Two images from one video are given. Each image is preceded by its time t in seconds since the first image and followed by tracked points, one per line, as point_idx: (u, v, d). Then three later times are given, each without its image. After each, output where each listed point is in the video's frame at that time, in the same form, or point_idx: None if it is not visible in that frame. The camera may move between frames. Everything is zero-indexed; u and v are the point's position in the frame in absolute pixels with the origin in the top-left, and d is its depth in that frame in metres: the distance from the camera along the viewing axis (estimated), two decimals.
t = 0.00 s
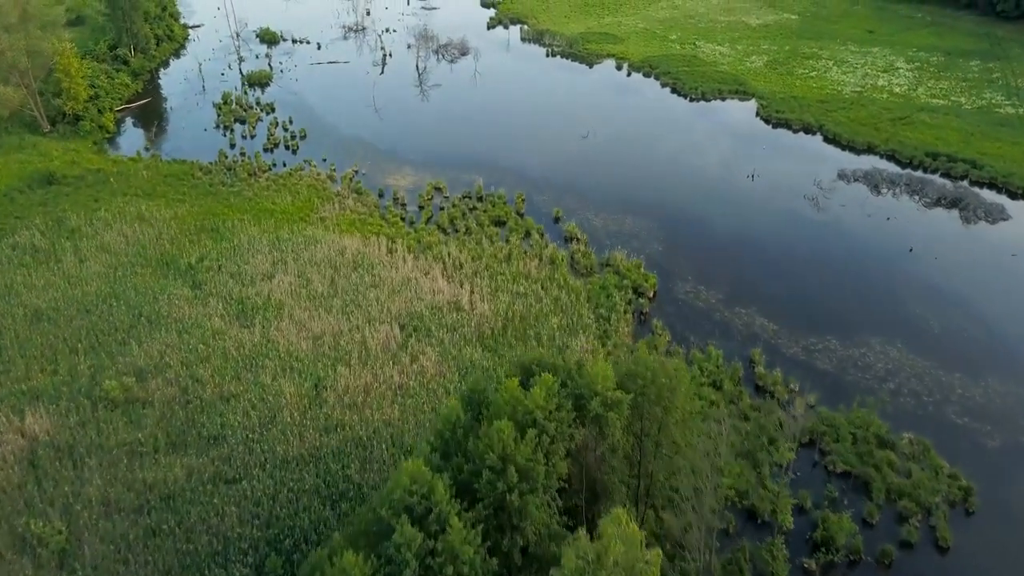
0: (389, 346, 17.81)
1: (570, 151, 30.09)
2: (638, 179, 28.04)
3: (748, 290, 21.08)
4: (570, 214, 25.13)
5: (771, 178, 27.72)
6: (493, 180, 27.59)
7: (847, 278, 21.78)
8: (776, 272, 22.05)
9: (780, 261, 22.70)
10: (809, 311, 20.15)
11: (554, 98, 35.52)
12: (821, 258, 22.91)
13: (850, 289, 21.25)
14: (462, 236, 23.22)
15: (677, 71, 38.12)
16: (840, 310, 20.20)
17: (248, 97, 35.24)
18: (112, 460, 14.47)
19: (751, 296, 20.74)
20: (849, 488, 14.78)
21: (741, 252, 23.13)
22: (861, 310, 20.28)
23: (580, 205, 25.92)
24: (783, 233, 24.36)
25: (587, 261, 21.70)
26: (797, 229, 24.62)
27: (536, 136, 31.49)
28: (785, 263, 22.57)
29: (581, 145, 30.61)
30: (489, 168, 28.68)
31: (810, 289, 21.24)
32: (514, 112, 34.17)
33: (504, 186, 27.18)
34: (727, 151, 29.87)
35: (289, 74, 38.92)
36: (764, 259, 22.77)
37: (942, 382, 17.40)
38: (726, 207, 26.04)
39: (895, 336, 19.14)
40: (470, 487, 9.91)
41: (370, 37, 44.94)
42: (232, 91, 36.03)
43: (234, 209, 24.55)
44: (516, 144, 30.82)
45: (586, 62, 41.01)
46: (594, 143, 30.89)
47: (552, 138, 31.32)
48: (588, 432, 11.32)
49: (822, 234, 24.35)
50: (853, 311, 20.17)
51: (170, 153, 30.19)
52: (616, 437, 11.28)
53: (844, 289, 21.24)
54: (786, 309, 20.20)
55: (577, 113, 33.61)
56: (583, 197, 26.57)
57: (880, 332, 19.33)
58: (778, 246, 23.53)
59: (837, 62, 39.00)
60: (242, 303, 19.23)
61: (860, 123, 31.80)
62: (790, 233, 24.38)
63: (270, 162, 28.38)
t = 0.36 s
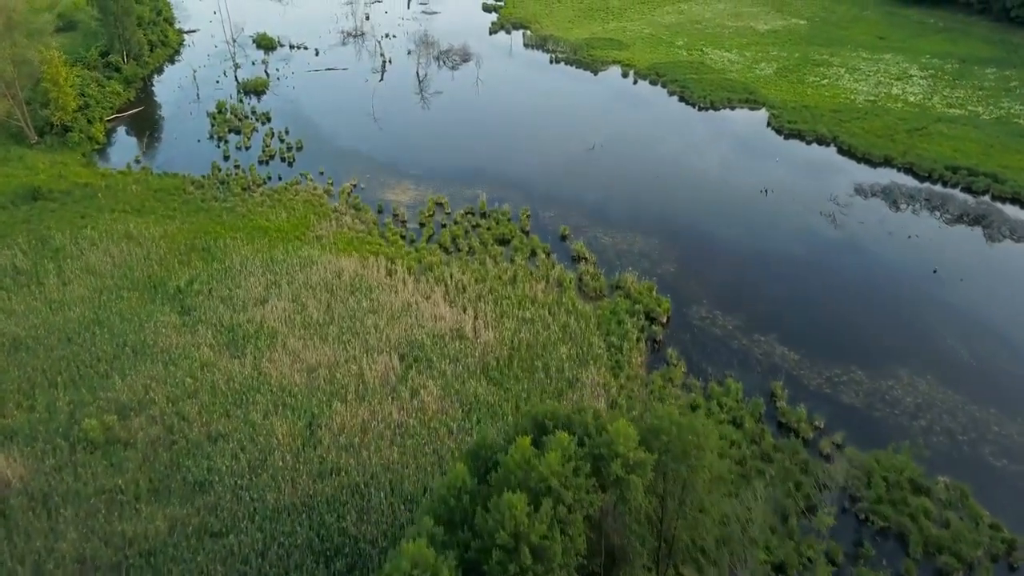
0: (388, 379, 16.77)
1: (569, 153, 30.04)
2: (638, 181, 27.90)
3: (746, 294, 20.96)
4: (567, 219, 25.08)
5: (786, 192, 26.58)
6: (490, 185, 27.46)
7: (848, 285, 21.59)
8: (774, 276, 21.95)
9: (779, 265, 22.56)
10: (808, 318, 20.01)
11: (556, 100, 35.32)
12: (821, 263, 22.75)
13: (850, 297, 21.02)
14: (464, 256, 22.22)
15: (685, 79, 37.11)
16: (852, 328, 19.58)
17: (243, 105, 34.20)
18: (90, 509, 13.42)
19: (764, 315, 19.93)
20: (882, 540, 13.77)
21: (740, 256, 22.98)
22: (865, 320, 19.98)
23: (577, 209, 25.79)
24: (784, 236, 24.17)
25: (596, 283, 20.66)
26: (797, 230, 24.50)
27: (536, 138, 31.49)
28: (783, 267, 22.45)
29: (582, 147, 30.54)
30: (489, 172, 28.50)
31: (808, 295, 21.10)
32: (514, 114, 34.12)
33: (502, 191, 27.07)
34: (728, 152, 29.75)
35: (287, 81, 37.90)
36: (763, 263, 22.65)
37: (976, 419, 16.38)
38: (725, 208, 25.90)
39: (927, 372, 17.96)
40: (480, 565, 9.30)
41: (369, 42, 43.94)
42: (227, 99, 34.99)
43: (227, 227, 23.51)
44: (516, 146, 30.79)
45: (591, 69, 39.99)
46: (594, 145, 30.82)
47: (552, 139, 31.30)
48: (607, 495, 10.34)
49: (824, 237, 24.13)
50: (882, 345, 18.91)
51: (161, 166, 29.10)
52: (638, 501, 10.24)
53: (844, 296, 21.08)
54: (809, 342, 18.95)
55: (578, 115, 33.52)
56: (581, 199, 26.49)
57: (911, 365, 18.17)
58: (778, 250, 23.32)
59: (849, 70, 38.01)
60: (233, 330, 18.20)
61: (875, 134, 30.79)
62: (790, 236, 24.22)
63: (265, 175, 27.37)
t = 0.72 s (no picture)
0: (387, 415, 15.79)
1: (569, 151, 29.95)
2: (638, 180, 27.71)
3: (744, 294, 20.91)
4: (566, 216, 24.94)
5: (800, 208, 25.65)
6: (490, 184, 27.32)
7: (848, 289, 21.47)
8: (773, 278, 21.87)
9: (779, 266, 22.48)
10: (807, 322, 19.88)
11: (557, 102, 35.20)
12: (820, 264, 22.64)
13: (850, 302, 20.89)
14: (467, 276, 21.25)
15: (693, 87, 36.15)
16: (859, 343, 19.15)
17: (239, 114, 33.21)
18: (65, 565, 12.41)
19: (782, 341, 18.96)
20: None
21: (739, 257, 22.90)
22: (866, 328, 19.80)
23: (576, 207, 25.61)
24: (783, 237, 24.04)
25: (606, 306, 19.67)
26: (796, 231, 24.41)
27: (536, 137, 31.37)
28: (782, 269, 22.37)
29: (582, 146, 30.39)
30: (488, 173, 28.17)
31: (807, 297, 21.03)
32: (514, 115, 33.96)
33: (501, 189, 26.91)
34: (729, 154, 29.61)
35: (284, 88, 36.93)
36: (761, 264, 22.60)
37: (1012, 458, 15.42)
38: (725, 208, 25.81)
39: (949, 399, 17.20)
40: None
41: (368, 48, 43.00)
42: (222, 108, 34.02)
43: (218, 245, 22.54)
44: (516, 144, 30.65)
45: (595, 76, 39.03)
46: (598, 151, 30.10)
47: (552, 138, 31.16)
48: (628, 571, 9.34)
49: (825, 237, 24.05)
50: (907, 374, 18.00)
51: (151, 179, 27.99)
52: None
53: (844, 300, 20.95)
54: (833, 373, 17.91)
55: (578, 116, 33.44)
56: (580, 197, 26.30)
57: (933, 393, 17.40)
58: (778, 252, 23.23)
59: (861, 77, 37.06)
60: (224, 360, 17.23)
61: (890, 145, 29.85)
62: (790, 237, 24.12)
63: (260, 189, 26.36)
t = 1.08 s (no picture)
0: (387, 462, 14.67)
1: (569, 153, 29.82)
2: (639, 183, 27.55)
3: (743, 299, 20.90)
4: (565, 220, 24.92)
5: (819, 228, 24.54)
6: (489, 187, 27.16)
7: (847, 293, 21.39)
8: (773, 282, 21.86)
9: (779, 270, 22.47)
10: (808, 329, 19.85)
11: (558, 104, 35.10)
12: (821, 268, 22.58)
13: (848, 307, 20.85)
14: (471, 302, 20.14)
15: (702, 96, 35.04)
16: (863, 351, 19.01)
17: (233, 126, 32.07)
18: None
19: (806, 376, 17.85)
20: None
21: (738, 260, 22.90)
22: (869, 334, 19.68)
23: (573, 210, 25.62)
24: (783, 241, 23.89)
25: (619, 337, 18.53)
26: (797, 233, 24.31)
27: (536, 137, 31.47)
28: (783, 273, 22.34)
29: (581, 146, 30.34)
30: (489, 177, 27.90)
31: (807, 303, 20.98)
32: (514, 117, 34.01)
33: (500, 193, 26.67)
34: (729, 157, 29.46)
35: (280, 97, 35.82)
36: (760, 267, 22.57)
37: None
38: (725, 210, 25.73)
39: (958, 413, 16.90)
40: None
41: (368, 54, 41.93)
42: (216, 118, 32.90)
43: (209, 268, 21.43)
44: (516, 145, 30.84)
45: (601, 84, 37.91)
46: (606, 163, 29.05)
47: (552, 138, 31.22)
48: None
49: (826, 240, 23.91)
50: (917, 390, 17.54)
51: (139, 194, 26.79)
52: None
53: (845, 305, 20.95)
54: (863, 411, 16.77)
55: (579, 117, 33.43)
56: (580, 200, 26.21)
57: (940, 405, 17.16)
58: (788, 266, 22.58)
59: (875, 86, 35.98)
60: (212, 400, 16.10)
61: (910, 158, 28.75)
62: (791, 240, 24.01)
63: (254, 206, 25.23)
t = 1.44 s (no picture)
0: (386, 517, 13.52)
1: (569, 154, 29.62)
2: (638, 184, 27.28)
3: (743, 303, 20.68)
4: (563, 221, 24.71)
5: (840, 248, 23.35)
6: (489, 192, 26.79)
7: (859, 304, 20.78)
8: (774, 284, 21.65)
9: (778, 271, 22.29)
10: (810, 335, 19.51)
11: (558, 107, 34.86)
12: (823, 270, 22.34)
13: (874, 333, 19.66)
14: (476, 331, 19.01)
15: (713, 106, 33.91)
16: (868, 360, 18.59)
17: (227, 137, 30.92)
18: None
19: (835, 415, 16.69)
20: None
21: (737, 262, 22.70)
22: (872, 340, 19.35)
23: (573, 212, 25.30)
24: (802, 262, 22.72)
25: (634, 372, 17.37)
26: (799, 236, 24.06)
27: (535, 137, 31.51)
28: (782, 274, 22.15)
29: (582, 147, 30.17)
30: (487, 182, 27.56)
31: (809, 308, 20.69)
32: (512, 118, 33.92)
33: (504, 209, 25.58)
34: (730, 160, 29.20)
35: (277, 107, 34.70)
36: (762, 270, 22.34)
37: None
38: (725, 211, 25.54)
39: (969, 430, 16.41)
40: None
41: (367, 61, 40.81)
42: (209, 130, 31.74)
43: (199, 293, 20.31)
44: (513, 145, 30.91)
45: (608, 92, 36.78)
46: (614, 176, 27.90)
47: (551, 139, 31.27)
48: None
49: (826, 243, 23.68)
50: (939, 417, 16.75)
51: (127, 211, 25.58)
52: None
53: (846, 308, 20.69)
54: (900, 455, 15.58)
55: (577, 118, 33.36)
56: (578, 202, 25.98)
57: (949, 422, 16.67)
58: (809, 291, 21.40)
59: (890, 95, 34.87)
60: (198, 446, 14.94)
61: (931, 172, 27.62)
62: (792, 242, 23.78)
63: (248, 225, 24.08)
